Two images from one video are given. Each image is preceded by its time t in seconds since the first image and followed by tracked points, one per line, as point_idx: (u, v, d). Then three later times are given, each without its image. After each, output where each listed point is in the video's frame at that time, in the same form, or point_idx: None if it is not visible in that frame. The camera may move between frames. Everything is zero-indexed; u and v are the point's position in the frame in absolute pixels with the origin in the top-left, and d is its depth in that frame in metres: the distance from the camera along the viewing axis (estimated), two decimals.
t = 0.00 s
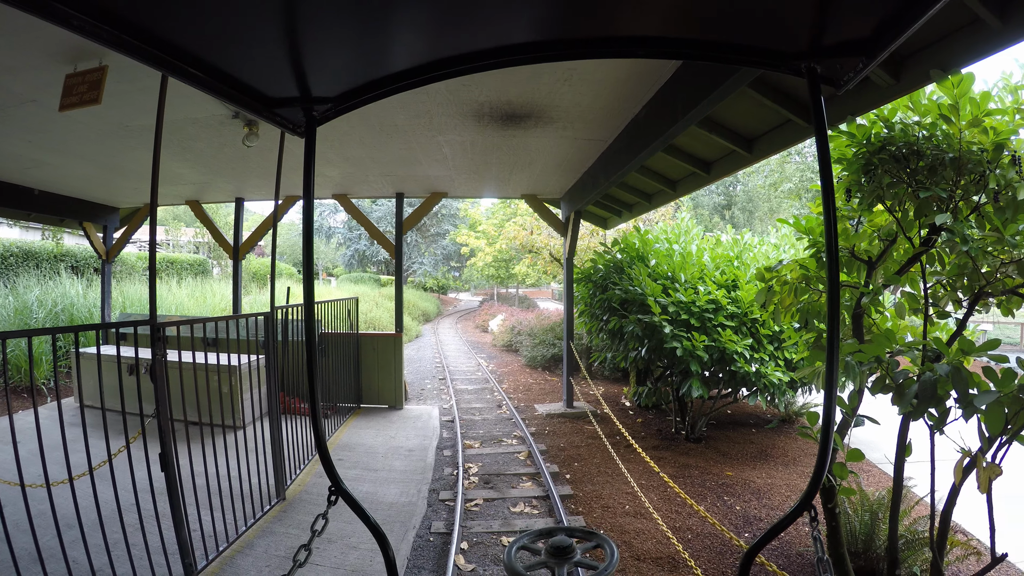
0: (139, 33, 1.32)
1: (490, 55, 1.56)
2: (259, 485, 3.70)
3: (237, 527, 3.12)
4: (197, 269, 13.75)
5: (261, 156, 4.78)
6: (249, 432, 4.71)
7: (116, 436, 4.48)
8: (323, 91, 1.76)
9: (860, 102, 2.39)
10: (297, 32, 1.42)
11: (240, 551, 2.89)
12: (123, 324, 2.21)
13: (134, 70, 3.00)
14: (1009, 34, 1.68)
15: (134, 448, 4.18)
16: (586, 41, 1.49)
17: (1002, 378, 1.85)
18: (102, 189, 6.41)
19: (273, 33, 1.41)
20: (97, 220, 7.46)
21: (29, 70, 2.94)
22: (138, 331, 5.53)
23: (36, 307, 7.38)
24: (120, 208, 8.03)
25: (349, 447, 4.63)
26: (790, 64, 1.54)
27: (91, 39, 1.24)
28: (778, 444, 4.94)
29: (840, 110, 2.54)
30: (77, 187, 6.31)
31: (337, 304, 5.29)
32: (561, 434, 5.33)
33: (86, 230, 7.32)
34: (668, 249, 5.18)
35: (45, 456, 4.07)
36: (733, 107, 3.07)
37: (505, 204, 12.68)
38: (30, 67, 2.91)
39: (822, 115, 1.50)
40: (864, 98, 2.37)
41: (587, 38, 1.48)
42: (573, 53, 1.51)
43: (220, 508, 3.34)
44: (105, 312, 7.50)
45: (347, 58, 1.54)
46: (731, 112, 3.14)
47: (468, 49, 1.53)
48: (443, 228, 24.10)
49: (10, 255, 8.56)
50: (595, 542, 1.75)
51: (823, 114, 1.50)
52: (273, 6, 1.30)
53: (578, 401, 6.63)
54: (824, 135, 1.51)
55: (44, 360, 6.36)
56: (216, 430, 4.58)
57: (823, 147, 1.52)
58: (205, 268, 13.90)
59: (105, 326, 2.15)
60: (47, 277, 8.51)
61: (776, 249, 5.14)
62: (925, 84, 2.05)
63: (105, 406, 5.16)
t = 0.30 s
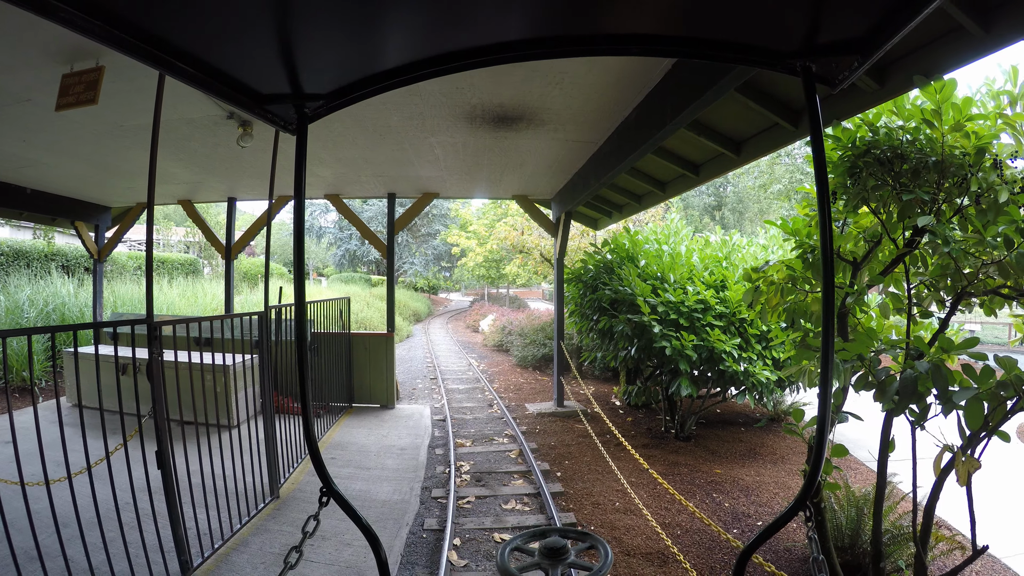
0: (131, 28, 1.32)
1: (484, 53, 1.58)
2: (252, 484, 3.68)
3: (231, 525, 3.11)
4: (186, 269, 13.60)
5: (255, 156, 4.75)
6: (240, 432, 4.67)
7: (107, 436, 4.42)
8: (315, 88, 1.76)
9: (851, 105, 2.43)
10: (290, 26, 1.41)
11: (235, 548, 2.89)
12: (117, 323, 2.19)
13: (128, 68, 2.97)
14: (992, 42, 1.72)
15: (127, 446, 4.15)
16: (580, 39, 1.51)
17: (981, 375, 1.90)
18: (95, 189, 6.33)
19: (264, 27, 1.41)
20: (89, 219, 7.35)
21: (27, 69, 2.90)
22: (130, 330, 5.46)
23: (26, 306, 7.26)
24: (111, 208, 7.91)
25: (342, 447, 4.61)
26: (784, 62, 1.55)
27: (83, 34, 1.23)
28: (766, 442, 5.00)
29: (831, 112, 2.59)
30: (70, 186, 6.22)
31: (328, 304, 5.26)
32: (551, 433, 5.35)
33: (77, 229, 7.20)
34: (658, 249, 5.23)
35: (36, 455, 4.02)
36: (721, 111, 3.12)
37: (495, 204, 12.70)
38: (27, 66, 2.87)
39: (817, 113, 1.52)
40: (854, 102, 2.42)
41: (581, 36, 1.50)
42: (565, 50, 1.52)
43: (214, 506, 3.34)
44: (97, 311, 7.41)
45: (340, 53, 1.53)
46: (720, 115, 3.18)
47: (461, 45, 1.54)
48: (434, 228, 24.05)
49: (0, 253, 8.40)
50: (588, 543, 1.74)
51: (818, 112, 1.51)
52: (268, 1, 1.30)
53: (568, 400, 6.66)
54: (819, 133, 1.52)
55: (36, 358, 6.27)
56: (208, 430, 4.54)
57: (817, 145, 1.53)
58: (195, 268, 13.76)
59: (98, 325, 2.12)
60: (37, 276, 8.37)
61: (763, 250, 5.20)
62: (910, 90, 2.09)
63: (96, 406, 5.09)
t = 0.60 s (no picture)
0: (126, 28, 1.32)
1: (478, 53, 1.58)
2: (251, 482, 3.67)
3: (230, 523, 3.11)
4: (182, 269, 13.51)
5: (254, 158, 4.74)
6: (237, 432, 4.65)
7: (106, 436, 4.41)
8: (311, 89, 1.76)
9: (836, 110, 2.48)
10: (285, 27, 1.41)
11: (235, 545, 2.90)
12: (118, 324, 2.19)
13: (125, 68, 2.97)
14: (977, 49, 1.75)
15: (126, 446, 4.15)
16: (575, 41, 1.52)
17: (962, 373, 1.93)
18: (93, 189, 6.29)
19: (259, 28, 1.41)
20: (87, 219, 7.31)
21: (28, 72, 2.90)
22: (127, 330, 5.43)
23: (24, 306, 7.20)
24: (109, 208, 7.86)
25: (338, 446, 4.60)
26: (780, 64, 1.57)
27: (77, 35, 1.24)
28: (759, 441, 5.03)
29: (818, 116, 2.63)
30: (68, 187, 6.19)
31: (325, 304, 5.26)
32: (546, 432, 5.37)
33: (75, 229, 7.16)
34: (652, 250, 5.26)
35: (36, 454, 4.02)
36: (713, 115, 3.14)
37: (491, 205, 12.73)
38: (27, 69, 2.87)
39: (813, 114, 1.53)
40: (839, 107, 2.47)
41: (576, 38, 1.51)
42: (562, 52, 1.54)
43: (212, 504, 3.34)
44: (95, 310, 7.37)
45: (336, 53, 1.54)
46: (711, 119, 3.21)
47: (457, 44, 1.54)
48: (429, 228, 24.06)
49: None
50: (585, 545, 1.73)
51: (813, 113, 1.53)
52: (263, 1, 1.30)
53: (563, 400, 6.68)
54: (815, 134, 1.53)
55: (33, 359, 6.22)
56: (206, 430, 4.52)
57: (813, 147, 1.55)
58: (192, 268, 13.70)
59: (96, 325, 2.12)
60: (33, 275, 8.30)
61: (757, 251, 5.23)
62: (895, 96, 2.13)
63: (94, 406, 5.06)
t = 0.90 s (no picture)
0: (125, 29, 1.32)
1: (477, 54, 1.59)
2: (252, 480, 3.68)
3: (232, 519, 3.13)
4: (179, 269, 13.46)
5: (254, 160, 4.74)
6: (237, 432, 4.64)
7: (106, 434, 4.41)
8: (311, 90, 1.77)
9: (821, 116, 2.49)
10: (285, 28, 1.42)
11: (237, 541, 2.92)
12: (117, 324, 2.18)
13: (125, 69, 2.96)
14: (962, 56, 1.77)
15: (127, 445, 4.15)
16: (573, 43, 1.53)
17: (946, 371, 1.97)
18: (92, 190, 6.28)
19: (257, 27, 1.41)
20: (87, 219, 7.29)
21: (30, 73, 2.89)
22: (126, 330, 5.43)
23: (23, 305, 7.18)
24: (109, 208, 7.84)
25: (337, 444, 4.60)
26: (779, 66, 1.58)
27: (77, 35, 1.24)
28: (754, 440, 5.06)
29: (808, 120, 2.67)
30: (68, 187, 6.18)
31: (324, 304, 5.27)
32: (544, 431, 5.39)
33: (74, 229, 7.14)
34: (648, 250, 5.28)
35: (37, 453, 4.03)
36: (707, 119, 3.17)
37: (488, 206, 12.77)
38: (28, 71, 2.86)
39: (812, 115, 1.53)
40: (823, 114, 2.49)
41: (574, 40, 1.52)
42: (559, 53, 1.55)
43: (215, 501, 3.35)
44: (94, 310, 7.35)
45: (334, 53, 1.54)
46: (706, 123, 3.23)
47: (455, 44, 1.54)
48: (427, 228, 24.07)
49: None
50: (585, 545, 1.74)
51: (812, 113, 1.53)
52: (263, 2, 1.31)
53: (560, 399, 6.70)
54: (815, 134, 1.53)
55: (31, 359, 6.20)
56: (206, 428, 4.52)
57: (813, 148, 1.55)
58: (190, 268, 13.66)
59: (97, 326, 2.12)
60: (32, 275, 8.27)
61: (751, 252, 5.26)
62: (883, 101, 2.14)
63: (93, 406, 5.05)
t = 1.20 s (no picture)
0: (130, 28, 1.33)
1: (480, 54, 1.60)
2: (255, 477, 3.70)
3: (235, 516, 3.14)
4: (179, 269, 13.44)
5: (256, 161, 4.75)
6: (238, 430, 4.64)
7: (110, 433, 4.42)
8: (315, 90, 1.78)
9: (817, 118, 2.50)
10: (289, 28, 1.43)
11: (242, 537, 2.94)
12: (118, 323, 2.17)
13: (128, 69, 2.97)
14: (952, 62, 1.80)
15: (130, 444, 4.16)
16: (575, 43, 1.54)
17: (934, 368, 1.99)
18: (93, 190, 6.27)
19: (262, 27, 1.42)
20: (88, 219, 7.29)
21: (33, 74, 2.90)
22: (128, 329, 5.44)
23: (25, 306, 7.19)
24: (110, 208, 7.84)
25: (338, 442, 4.60)
26: (781, 67, 1.60)
27: (82, 34, 1.25)
28: (751, 438, 5.08)
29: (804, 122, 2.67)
30: (68, 187, 6.17)
31: (325, 304, 5.28)
32: (542, 429, 5.41)
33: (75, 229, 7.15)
34: (646, 250, 5.30)
35: (41, 451, 4.04)
36: (702, 121, 3.19)
37: (487, 206, 12.78)
38: (32, 72, 2.86)
39: (813, 114, 1.53)
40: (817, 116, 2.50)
41: (576, 40, 1.53)
42: (562, 54, 1.56)
43: (219, 498, 3.36)
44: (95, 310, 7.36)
45: (338, 53, 1.54)
46: (702, 126, 3.25)
47: (457, 45, 1.55)
48: (425, 228, 24.07)
49: None
50: (588, 542, 1.76)
51: (813, 113, 1.54)
52: (268, 2, 1.32)
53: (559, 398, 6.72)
54: (816, 132, 1.53)
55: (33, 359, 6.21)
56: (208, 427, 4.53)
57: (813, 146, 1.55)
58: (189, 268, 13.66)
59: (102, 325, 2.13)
60: (33, 275, 8.27)
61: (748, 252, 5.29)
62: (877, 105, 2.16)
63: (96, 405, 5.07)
